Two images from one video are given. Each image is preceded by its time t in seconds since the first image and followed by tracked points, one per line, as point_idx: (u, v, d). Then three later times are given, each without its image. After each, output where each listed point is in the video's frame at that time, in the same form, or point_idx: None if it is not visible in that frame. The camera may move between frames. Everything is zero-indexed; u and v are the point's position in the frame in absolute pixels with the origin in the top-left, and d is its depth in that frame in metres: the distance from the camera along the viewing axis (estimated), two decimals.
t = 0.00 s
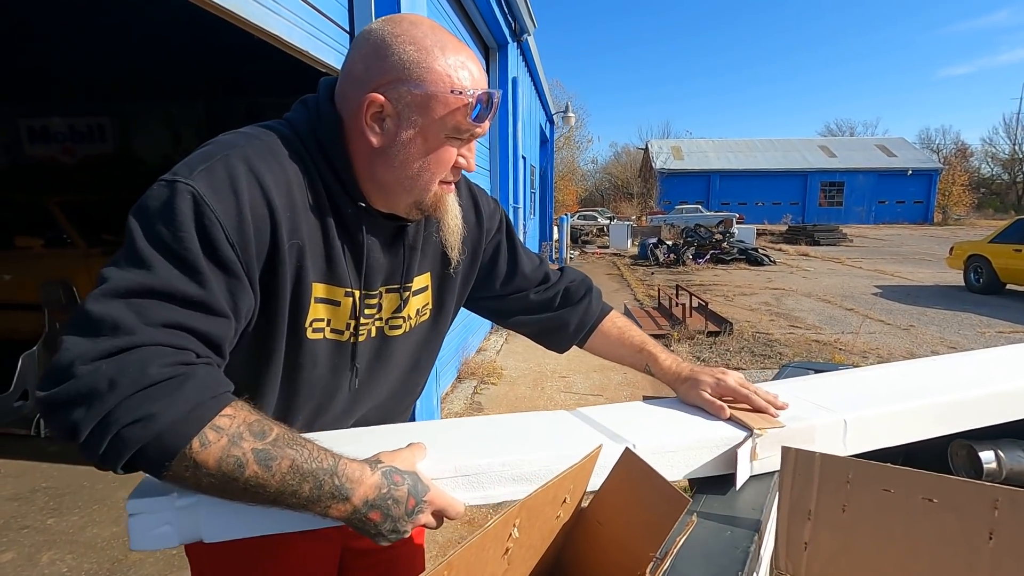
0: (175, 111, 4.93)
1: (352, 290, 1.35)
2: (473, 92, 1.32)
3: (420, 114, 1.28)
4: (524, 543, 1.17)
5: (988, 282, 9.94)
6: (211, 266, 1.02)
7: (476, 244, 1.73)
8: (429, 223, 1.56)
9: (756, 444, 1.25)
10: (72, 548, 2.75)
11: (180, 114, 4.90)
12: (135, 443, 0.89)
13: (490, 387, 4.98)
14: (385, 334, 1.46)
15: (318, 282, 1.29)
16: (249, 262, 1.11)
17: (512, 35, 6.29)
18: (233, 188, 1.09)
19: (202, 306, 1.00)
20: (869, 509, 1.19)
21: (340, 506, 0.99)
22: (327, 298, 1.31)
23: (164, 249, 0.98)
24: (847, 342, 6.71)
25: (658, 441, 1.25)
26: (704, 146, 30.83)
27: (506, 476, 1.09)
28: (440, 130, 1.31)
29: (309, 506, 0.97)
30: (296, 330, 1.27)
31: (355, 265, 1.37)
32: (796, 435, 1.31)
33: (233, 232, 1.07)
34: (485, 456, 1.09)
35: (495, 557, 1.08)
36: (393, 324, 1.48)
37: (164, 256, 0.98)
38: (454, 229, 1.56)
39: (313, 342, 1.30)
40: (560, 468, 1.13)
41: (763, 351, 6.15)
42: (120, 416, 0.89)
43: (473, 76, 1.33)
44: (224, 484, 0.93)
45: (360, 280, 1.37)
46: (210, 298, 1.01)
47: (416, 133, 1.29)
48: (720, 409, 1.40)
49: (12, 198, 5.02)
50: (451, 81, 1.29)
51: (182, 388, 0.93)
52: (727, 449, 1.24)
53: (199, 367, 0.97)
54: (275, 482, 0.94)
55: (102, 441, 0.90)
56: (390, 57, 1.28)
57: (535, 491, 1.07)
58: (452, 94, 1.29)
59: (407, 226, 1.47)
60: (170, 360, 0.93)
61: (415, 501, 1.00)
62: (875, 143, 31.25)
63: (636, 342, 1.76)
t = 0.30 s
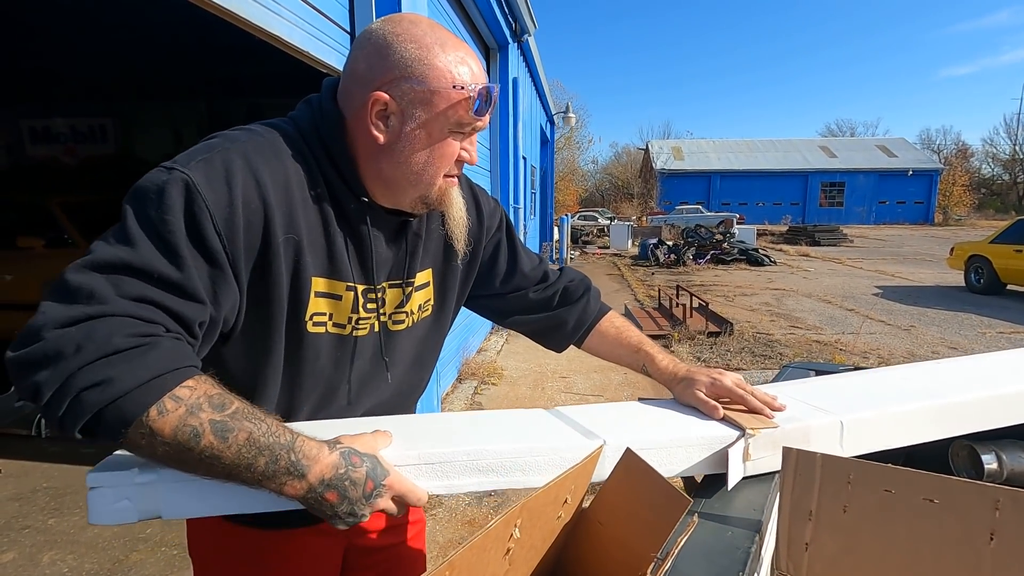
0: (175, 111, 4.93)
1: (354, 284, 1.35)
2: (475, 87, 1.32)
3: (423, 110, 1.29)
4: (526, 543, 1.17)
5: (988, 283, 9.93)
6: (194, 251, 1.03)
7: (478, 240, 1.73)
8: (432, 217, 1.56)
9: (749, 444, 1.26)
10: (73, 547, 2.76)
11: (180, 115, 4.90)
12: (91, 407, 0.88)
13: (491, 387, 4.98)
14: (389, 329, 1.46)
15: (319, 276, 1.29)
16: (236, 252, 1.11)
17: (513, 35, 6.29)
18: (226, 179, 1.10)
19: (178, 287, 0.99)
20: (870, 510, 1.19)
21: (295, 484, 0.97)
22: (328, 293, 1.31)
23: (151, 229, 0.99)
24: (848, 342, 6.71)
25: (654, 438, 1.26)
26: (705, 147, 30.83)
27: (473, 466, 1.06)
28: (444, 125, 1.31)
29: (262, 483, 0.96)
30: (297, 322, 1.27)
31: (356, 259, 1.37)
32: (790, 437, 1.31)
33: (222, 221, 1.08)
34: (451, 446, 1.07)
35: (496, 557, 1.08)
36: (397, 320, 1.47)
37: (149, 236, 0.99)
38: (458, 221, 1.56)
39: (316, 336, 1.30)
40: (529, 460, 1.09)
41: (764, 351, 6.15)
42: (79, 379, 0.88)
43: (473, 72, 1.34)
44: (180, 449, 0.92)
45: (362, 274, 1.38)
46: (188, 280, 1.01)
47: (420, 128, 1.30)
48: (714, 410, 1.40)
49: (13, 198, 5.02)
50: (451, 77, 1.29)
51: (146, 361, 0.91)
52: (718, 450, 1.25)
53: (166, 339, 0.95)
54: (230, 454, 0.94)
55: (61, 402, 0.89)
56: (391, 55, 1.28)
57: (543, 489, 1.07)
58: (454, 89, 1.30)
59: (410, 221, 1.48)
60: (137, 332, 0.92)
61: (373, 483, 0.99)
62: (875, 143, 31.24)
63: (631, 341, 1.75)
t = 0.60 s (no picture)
0: (175, 110, 4.94)
1: (352, 284, 1.35)
2: (470, 87, 1.32)
3: (419, 109, 1.28)
4: (527, 542, 1.17)
5: (989, 282, 9.92)
6: (185, 254, 1.04)
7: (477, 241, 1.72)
8: (428, 216, 1.55)
9: (762, 436, 1.28)
10: (74, 547, 2.76)
11: (180, 114, 4.90)
12: (71, 403, 0.89)
13: (491, 386, 4.98)
14: (390, 330, 1.45)
15: (316, 276, 1.29)
16: (229, 254, 1.12)
17: (513, 34, 6.28)
18: (220, 183, 1.11)
19: (166, 290, 1.00)
20: (871, 509, 1.19)
21: (261, 494, 0.96)
22: (325, 292, 1.31)
23: (143, 231, 1.00)
24: (848, 342, 6.70)
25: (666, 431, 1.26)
26: (705, 146, 30.81)
27: (442, 471, 1.08)
28: (440, 124, 1.30)
29: (230, 491, 0.95)
30: (294, 321, 1.27)
31: (354, 259, 1.36)
32: (802, 431, 1.31)
33: (215, 223, 1.09)
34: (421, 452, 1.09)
35: (497, 557, 1.08)
36: (397, 320, 1.46)
37: (141, 238, 0.99)
38: (457, 221, 1.56)
39: (313, 336, 1.30)
40: (498, 464, 1.11)
41: (764, 350, 6.15)
42: (62, 376, 0.89)
43: (470, 71, 1.33)
44: (150, 449, 0.92)
45: (361, 275, 1.37)
46: (177, 284, 1.01)
47: (416, 128, 1.30)
48: (729, 403, 1.40)
49: (14, 198, 5.03)
50: (448, 77, 1.29)
51: (129, 361, 0.92)
52: (733, 442, 1.27)
53: (151, 341, 0.96)
54: (200, 460, 0.94)
55: (43, 397, 0.91)
56: (388, 55, 1.28)
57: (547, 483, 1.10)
58: (450, 89, 1.29)
59: (409, 222, 1.47)
60: (123, 333, 0.93)
61: (341, 495, 0.98)
62: (876, 142, 31.21)
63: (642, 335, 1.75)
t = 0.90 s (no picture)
0: (175, 111, 4.94)
1: (329, 283, 1.33)
2: (461, 88, 1.30)
3: (408, 108, 1.27)
4: (526, 543, 1.17)
5: (990, 282, 9.91)
6: (135, 236, 1.06)
7: (483, 257, 1.66)
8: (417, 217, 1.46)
9: (767, 432, 1.24)
10: (74, 547, 2.76)
11: (180, 114, 4.90)
12: None
13: (491, 387, 4.98)
14: (374, 332, 1.42)
15: (287, 275, 1.29)
16: (186, 242, 1.14)
17: (514, 35, 6.28)
18: (186, 174, 1.13)
19: (111, 270, 1.01)
20: (871, 511, 1.19)
21: (157, 490, 0.96)
22: (298, 292, 1.31)
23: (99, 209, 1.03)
24: (849, 342, 6.70)
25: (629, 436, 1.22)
26: (705, 146, 30.80)
27: (358, 474, 1.04)
28: (430, 125, 1.29)
29: (128, 480, 0.95)
30: (263, 317, 1.28)
31: (332, 260, 1.34)
32: (808, 425, 1.29)
33: (173, 211, 1.11)
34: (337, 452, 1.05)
35: (496, 558, 1.08)
36: (382, 321, 1.43)
37: (97, 218, 1.02)
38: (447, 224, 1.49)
39: (284, 334, 1.30)
40: (414, 468, 1.05)
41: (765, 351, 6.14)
42: None
43: (463, 71, 1.32)
44: (60, 426, 0.92)
45: (342, 274, 1.35)
46: (124, 266, 1.02)
47: (404, 128, 1.28)
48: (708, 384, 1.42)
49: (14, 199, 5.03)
50: (440, 77, 1.28)
51: (59, 336, 0.92)
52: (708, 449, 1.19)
53: (84, 317, 0.96)
54: (109, 447, 0.94)
55: None
56: (379, 52, 1.27)
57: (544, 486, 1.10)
58: (442, 91, 1.28)
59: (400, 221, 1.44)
60: (57, 307, 0.94)
61: (242, 499, 0.99)
62: (876, 142, 31.20)
63: (610, 337, 1.76)
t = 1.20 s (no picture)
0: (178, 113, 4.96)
1: (329, 270, 1.30)
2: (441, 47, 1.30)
3: (397, 78, 1.25)
4: (527, 544, 1.17)
5: (992, 284, 9.90)
6: (120, 245, 1.01)
7: (473, 224, 1.71)
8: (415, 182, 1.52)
9: (762, 432, 1.26)
10: (76, 549, 2.76)
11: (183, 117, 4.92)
12: None
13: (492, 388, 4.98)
14: (376, 313, 1.40)
15: (285, 268, 1.25)
16: (174, 246, 1.09)
17: (515, 36, 6.28)
18: (167, 178, 1.08)
19: (101, 282, 0.97)
20: (873, 511, 1.19)
21: (159, 505, 0.93)
22: (298, 283, 1.26)
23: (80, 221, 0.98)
24: (851, 344, 6.69)
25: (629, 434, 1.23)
26: (707, 148, 30.80)
27: (362, 483, 1.04)
28: (417, 90, 1.28)
29: (128, 496, 0.92)
30: (269, 313, 1.24)
31: (328, 244, 1.31)
32: (801, 426, 1.30)
33: (159, 216, 1.06)
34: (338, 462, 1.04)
35: (498, 559, 1.08)
36: (382, 301, 1.41)
37: (79, 230, 0.97)
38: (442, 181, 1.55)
39: (292, 327, 1.26)
40: (418, 475, 1.06)
41: (766, 353, 6.14)
42: None
43: (438, 32, 1.32)
44: (59, 446, 0.90)
45: (339, 258, 1.32)
46: (114, 276, 0.98)
47: (398, 99, 1.26)
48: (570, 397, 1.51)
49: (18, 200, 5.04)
50: (420, 42, 1.27)
51: (53, 353, 0.90)
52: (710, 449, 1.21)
53: (78, 334, 0.93)
54: (109, 465, 0.90)
55: None
56: (354, 30, 1.23)
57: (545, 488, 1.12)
58: (425, 54, 1.27)
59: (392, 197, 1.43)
60: (50, 324, 0.91)
61: (247, 510, 0.95)
62: (878, 144, 31.17)
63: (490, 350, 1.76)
